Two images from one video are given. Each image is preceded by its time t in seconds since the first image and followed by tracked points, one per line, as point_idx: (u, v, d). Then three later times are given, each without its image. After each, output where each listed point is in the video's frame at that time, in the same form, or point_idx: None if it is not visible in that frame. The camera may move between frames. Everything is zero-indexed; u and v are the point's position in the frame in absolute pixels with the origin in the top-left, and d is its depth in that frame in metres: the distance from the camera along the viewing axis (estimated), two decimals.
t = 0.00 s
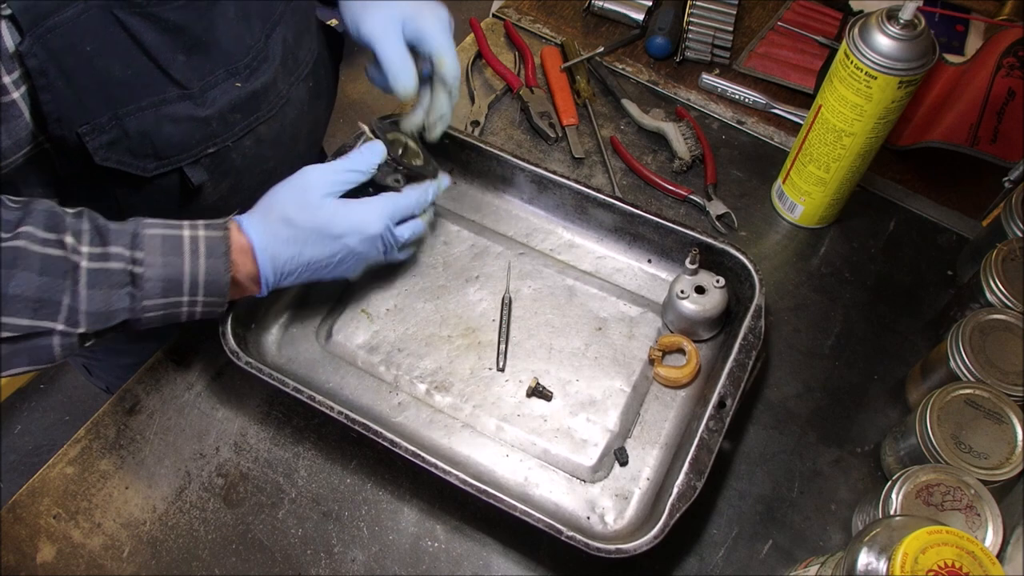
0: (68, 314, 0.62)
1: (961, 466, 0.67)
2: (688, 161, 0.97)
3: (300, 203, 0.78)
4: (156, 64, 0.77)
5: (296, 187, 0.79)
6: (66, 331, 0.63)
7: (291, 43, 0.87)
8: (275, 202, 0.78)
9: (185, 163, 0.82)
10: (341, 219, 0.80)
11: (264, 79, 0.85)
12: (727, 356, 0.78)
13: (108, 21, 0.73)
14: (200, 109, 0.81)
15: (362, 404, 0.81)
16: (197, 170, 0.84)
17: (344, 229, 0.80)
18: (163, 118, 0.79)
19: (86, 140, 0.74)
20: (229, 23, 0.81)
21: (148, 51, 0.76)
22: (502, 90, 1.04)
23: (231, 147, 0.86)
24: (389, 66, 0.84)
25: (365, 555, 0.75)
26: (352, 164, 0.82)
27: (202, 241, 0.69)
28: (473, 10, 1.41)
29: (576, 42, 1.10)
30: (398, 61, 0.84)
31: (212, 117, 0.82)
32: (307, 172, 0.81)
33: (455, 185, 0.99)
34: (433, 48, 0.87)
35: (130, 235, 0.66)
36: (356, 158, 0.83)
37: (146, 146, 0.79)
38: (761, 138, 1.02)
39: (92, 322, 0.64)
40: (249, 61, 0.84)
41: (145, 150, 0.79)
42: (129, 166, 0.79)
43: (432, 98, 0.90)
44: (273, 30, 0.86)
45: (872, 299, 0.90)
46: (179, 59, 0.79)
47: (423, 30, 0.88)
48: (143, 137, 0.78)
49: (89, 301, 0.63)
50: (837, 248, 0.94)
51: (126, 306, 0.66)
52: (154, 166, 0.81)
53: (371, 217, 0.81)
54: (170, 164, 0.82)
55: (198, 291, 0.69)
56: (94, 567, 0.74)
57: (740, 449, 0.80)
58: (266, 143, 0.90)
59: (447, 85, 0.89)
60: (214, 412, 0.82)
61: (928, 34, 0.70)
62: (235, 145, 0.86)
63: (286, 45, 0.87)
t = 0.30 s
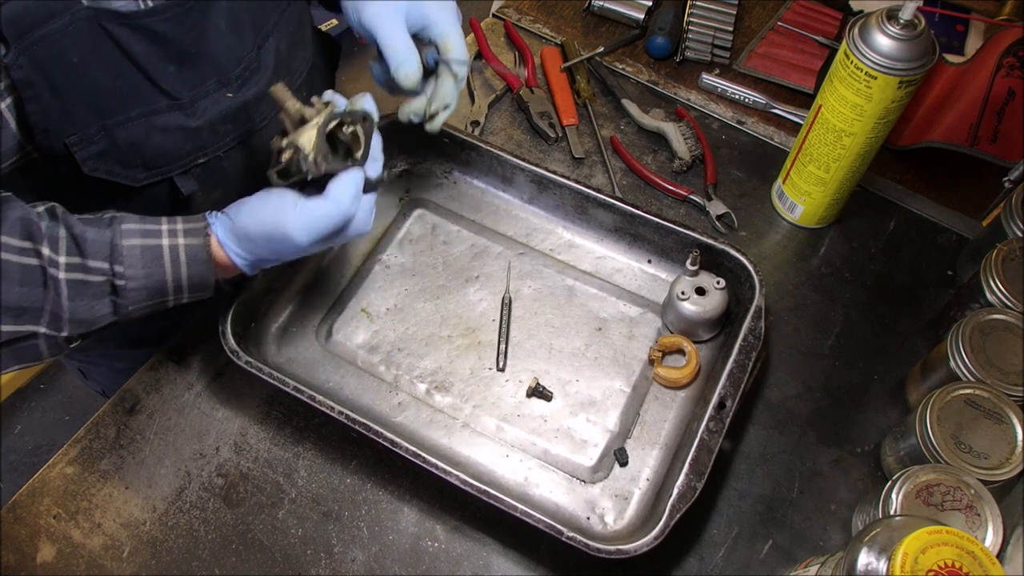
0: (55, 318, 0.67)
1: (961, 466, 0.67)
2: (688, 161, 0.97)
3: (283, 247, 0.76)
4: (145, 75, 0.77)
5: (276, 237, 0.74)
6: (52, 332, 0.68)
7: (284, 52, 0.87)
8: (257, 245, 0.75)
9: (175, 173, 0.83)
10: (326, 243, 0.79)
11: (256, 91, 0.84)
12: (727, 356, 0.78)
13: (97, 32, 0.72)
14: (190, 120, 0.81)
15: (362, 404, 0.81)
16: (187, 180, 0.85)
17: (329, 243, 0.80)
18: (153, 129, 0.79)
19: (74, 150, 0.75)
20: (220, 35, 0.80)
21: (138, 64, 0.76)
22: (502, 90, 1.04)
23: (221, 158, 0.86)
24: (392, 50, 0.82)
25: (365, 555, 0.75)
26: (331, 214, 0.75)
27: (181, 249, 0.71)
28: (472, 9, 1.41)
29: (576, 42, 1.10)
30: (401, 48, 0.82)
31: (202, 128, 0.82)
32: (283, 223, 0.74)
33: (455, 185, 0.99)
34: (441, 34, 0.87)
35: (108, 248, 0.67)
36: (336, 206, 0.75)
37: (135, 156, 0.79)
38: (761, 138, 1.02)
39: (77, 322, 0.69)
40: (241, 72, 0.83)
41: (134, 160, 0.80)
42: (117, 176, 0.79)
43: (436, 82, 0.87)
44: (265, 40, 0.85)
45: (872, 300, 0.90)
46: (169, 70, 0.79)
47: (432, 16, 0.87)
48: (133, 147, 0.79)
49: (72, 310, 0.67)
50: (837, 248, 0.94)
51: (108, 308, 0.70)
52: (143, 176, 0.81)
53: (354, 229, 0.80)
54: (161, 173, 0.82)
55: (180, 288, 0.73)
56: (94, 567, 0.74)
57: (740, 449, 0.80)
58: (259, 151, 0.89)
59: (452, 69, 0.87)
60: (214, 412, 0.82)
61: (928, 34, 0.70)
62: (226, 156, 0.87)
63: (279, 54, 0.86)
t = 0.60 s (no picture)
0: (41, 337, 0.68)
1: (961, 466, 0.67)
2: (688, 161, 0.97)
3: (277, 281, 0.78)
4: (138, 85, 0.77)
5: (270, 272, 0.76)
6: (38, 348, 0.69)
7: (280, 60, 0.87)
8: (252, 279, 0.77)
9: (168, 183, 0.83)
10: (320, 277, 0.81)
11: (251, 99, 0.85)
12: (727, 356, 0.78)
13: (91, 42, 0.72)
14: (184, 129, 0.81)
15: (362, 404, 0.81)
16: (181, 190, 0.85)
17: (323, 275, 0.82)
18: (146, 138, 0.79)
19: (65, 160, 0.75)
20: (217, 43, 0.81)
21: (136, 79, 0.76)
22: (502, 90, 1.04)
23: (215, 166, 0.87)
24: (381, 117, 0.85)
25: (365, 555, 0.75)
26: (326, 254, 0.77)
27: (171, 273, 0.73)
28: (472, 9, 1.41)
29: (576, 42, 1.10)
30: (389, 112, 0.85)
31: (196, 137, 0.82)
32: (279, 261, 0.75)
33: (456, 185, 0.99)
34: (432, 105, 0.87)
35: (98, 268, 0.69)
36: (331, 246, 0.76)
37: (128, 164, 0.79)
38: (761, 138, 1.02)
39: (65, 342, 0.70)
40: (235, 81, 0.83)
41: (127, 169, 0.80)
42: (108, 184, 0.79)
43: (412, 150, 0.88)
44: (261, 49, 0.85)
45: (872, 299, 0.90)
46: (164, 80, 0.79)
47: (428, 90, 0.88)
48: (126, 157, 0.79)
49: (59, 328, 0.68)
50: (837, 248, 0.94)
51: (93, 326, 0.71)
52: (136, 184, 0.81)
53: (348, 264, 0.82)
54: (151, 183, 0.82)
55: (167, 309, 0.75)
56: (94, 567, 0.74)
57: (740, 449, 0.80)
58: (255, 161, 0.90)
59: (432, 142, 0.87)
60: (214, 412, 0.82)
61: (928, 34, 0.70)
62: (221, 165, 0.87)
63: (275, 60, 0.87)
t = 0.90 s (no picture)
0: None
1: (961, 466, 0.67)
2: (688, 161, 0.97)
3: (226, 263, 0.70)
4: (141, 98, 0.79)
5: (203, 244, 0.69)
6: None
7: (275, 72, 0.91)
8: (199, 270, 0.69)
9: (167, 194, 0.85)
10: (266, 255, 0.72)
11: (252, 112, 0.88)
12: (727, 356, 0.78)
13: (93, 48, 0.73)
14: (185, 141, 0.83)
15: (362, 404, 0.81)
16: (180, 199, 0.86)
17: (275, 265, 0.74)
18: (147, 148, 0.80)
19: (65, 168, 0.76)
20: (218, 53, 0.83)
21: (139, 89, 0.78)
22: (502, 90, 1.04)
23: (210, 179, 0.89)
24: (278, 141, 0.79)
25: (365, 555, 0.75)
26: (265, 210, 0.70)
27: (106, 295, 0.61)
28: (471, 8, 1.42)
29: (576, 42, 1.10)
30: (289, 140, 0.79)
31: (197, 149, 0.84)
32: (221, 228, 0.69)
33: (456, 184, 0.99)
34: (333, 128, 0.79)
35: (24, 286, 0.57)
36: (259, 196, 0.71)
37: (127, 172, 0.80)
38: (761, 138, 1.02)
39: (6, 380, 0.62)
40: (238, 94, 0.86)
41: (126, 177, 0.80)
42: (107, 192, 0.80)
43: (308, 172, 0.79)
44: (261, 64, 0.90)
45: (872, 299, 0.90)
46: (166, 91, 0.81)
47: (333, 111, 0.80)
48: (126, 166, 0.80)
49: None
50: (837, 249, 0.94)
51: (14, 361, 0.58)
52: (134, 194, 0.82)
53: (292, 238, 0.74)
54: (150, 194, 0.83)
55: (99, 343, 0.62)
56: (94, 567, 0.74)
57: (740, 449, 0.80)
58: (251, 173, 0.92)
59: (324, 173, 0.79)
60: (214, 412, 0.82)
61: (927, 34, 0.70)
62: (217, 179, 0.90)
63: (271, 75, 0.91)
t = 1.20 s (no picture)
0: None
1: (961, 466, 0.67)
2: (688, 161, 0.97)
3: (122, 272, 0.74)
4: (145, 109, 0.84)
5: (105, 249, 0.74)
6: None
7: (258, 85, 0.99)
8: (94, 276, 0.74)
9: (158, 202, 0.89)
10: (163, 271, 0.76)
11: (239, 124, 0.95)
12: (728, 356, 0.78)
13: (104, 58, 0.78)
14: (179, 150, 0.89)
15: (363, 404, 0.81)
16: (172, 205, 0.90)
17: (175, 282, 0.78)
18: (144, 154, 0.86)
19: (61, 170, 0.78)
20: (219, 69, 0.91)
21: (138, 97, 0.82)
22: (502, 90, 1.04)
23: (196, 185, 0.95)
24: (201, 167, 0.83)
25: (365, 555, 0.75)
26: (179, 223, 0.75)
27: None
28: (471, 9, 1.42)
29: (576, 42, 1.10)
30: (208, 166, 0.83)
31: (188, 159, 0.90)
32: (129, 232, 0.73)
33: (455, 184, 0.99)
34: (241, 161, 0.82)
35: None
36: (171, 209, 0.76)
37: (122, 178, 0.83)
38: (761, 138, 1.02)
39: None
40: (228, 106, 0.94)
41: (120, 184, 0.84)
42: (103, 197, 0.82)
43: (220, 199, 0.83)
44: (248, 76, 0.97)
45: (872, 299, 0.90)
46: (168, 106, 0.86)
47: (246, 141, 0.83)
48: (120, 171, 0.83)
49: None
50: (838, 248, 0.94)
51: None
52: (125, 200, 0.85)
53: (193, 259, 0.77)
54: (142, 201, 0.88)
55: None
56: (94, 567, 0.74)
57: (740, 449, 0.80)
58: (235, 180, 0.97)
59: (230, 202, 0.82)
60: (214, 412, 0.82)
61: (928, 34, 0.70)
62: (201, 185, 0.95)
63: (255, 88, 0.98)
